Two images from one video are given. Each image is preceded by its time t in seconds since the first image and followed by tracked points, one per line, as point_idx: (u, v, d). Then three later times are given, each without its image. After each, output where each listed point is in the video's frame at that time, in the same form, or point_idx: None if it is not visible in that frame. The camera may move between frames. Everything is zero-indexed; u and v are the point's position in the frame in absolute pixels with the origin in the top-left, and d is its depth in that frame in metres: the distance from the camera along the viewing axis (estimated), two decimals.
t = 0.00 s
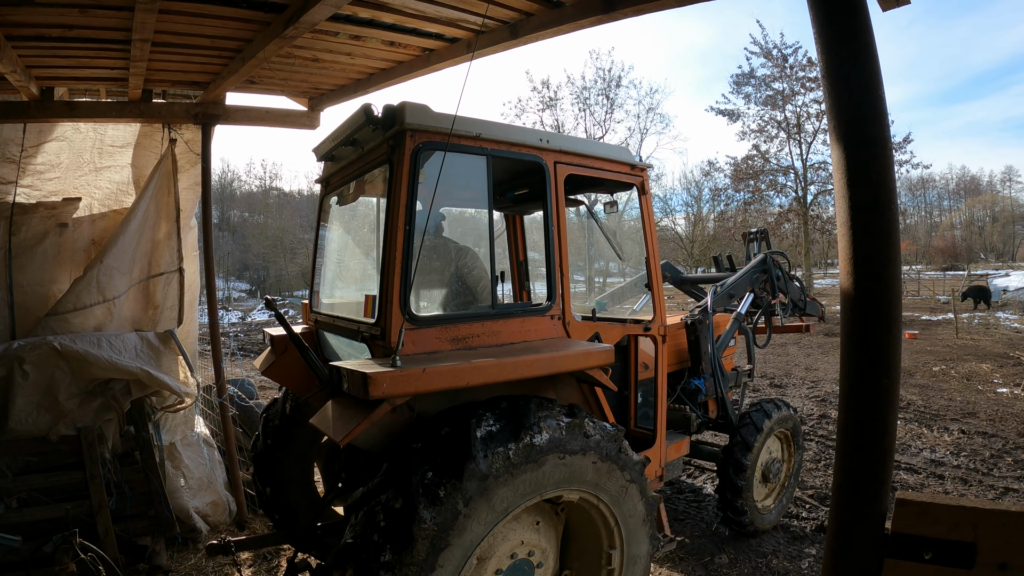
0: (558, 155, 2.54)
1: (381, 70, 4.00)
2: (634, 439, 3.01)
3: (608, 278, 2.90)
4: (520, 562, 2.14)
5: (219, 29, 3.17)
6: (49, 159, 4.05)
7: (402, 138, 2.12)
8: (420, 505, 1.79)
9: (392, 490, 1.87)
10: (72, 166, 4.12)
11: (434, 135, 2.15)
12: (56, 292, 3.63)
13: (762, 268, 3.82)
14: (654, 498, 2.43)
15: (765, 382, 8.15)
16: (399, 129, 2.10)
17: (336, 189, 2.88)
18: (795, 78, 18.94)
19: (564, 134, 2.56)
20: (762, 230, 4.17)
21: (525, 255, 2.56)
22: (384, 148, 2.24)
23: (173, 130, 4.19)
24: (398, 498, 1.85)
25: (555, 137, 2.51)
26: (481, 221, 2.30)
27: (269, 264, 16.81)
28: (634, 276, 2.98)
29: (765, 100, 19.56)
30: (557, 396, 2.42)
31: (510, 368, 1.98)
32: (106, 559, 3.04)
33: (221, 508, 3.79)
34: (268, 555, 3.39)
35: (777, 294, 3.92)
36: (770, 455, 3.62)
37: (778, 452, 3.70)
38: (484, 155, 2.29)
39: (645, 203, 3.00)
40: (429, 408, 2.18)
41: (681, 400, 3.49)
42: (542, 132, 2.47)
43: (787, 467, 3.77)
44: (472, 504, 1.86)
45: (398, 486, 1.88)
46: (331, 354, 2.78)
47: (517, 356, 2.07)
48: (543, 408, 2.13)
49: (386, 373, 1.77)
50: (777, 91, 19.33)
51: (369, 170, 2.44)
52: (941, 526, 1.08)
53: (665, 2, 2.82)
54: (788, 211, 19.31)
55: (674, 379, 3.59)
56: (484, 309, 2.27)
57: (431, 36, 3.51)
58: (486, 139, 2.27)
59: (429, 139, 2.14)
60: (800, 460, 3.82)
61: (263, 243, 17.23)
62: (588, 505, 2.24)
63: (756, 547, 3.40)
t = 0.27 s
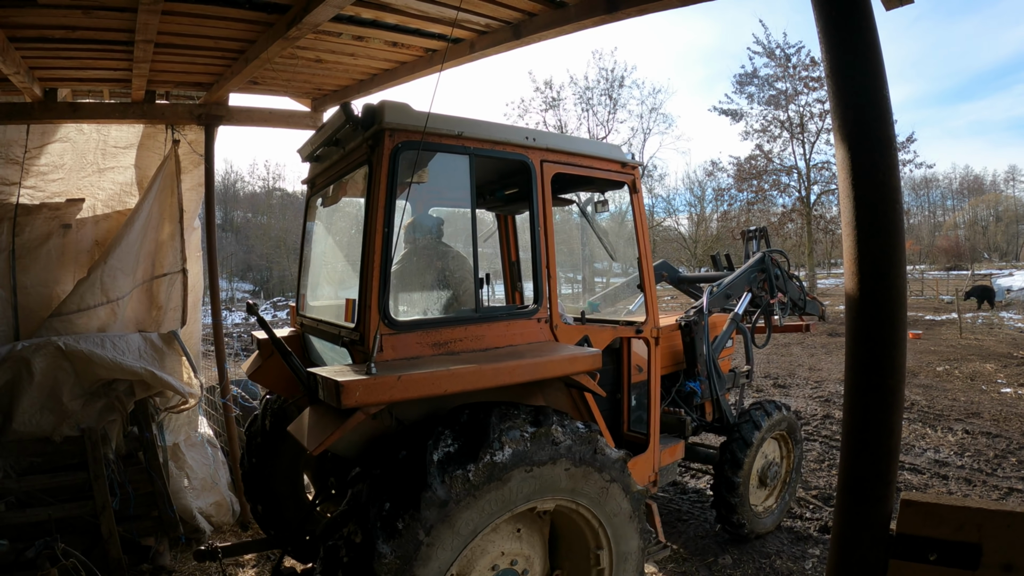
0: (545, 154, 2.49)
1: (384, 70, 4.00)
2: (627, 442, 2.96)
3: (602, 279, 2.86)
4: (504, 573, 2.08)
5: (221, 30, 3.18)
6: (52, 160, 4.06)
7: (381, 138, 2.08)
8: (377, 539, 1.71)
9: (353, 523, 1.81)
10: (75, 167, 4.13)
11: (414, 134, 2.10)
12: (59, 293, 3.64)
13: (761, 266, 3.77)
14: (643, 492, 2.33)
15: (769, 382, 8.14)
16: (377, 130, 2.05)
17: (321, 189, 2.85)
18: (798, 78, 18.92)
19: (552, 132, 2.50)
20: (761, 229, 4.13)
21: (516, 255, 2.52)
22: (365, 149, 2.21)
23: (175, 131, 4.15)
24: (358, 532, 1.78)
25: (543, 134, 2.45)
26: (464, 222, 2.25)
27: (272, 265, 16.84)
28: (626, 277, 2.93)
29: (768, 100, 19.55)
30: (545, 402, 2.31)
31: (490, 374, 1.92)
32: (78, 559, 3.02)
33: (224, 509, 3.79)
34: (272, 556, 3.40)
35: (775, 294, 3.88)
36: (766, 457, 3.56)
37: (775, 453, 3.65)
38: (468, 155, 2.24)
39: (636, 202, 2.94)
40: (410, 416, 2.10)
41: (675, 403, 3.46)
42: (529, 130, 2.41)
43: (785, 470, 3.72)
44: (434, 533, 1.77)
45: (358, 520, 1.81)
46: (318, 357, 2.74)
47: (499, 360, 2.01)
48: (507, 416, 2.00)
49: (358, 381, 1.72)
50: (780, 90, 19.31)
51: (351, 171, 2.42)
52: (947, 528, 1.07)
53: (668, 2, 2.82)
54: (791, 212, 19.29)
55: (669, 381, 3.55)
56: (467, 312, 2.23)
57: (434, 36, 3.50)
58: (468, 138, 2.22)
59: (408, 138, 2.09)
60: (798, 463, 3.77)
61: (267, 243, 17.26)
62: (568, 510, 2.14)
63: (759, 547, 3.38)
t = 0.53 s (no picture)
0: (531, 152, 2.39)
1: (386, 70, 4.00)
2: (619, 446, 2.84)
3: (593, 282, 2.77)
4: None
5: (225, 31, 3.18)
6: (56, 161, 4.06)
7: (362, 138, 2.00)
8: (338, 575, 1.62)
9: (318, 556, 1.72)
10: (79, 168, 4.13)
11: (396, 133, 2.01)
12: (63, 293, 3.64)
13: (758, 267, 3.74)
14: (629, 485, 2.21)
15: (773, 382, 8.13)
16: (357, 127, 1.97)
17: (308, 192, 2.79)
18: (801, 78, 18.90)
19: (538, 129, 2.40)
20: (757, 228, 4.03)
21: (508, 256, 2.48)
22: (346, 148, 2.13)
23: (179, 132, 4.22)
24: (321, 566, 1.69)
25: (529, 133, 2.36)
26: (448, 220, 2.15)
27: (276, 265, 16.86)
28: (619, 280, 2.82)
29: (771, 99, 19.53)
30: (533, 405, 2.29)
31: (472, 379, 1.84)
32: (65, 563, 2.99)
33: (227, 509, 3.79)
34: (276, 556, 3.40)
35: (772, 294, 3.84)
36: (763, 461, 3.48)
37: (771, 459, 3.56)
38: (451, 154, 2.14)
39: (627, 200, 2.80)
40: (392, 418, 2.05)
41: (669, 406, 3.38)
42: (515, 128, 2.33)
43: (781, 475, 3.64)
44: (400, 561, 1.67)
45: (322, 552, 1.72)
46: (305, 360, 2.70)
47: (481, 365, 1.92)
48: (468, 426, 1.89)
49: (334, 387, 1.65)
50: (783, 90, 19.29)
51: (334, 172, 2.35)
52: (951, 528, 1.07)
53: (672, 2, 2.81)
54: (795, 212, 19.27)
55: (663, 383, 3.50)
56: (451, 315, 2.13)
57: (437, 37, 3.50)
58: (451, 137, 2.12)
59: (391, 138, 2.01)
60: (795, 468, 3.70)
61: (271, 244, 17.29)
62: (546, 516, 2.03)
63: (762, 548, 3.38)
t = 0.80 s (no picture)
0: (521, 151, 2.34)
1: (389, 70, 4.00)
2: (613, 450, 2.80)
3: (587, 282, 2.72)
4: None
5: (228, 31, 3.19)
6: (59, 162, 4.04)
7: (346, 136, 1.95)
8: None
9: None
10: (82, 168, 4.11)
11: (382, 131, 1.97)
12: (66, 294, 3.65)
13: (755, 267, 3.68)
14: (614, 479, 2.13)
15: (776, 383, 8.12)
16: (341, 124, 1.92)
17: (297, 191, 2.74)
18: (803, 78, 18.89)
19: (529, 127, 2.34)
20: (754, 227, 3.96)
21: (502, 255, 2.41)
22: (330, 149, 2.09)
23: (182, 132, 4.25)
24: None
25: (518, 131, 2.31)
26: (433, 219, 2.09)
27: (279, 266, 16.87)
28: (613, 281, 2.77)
29: (773, 99, 19.53)
30: (524, 410, 2.21)
31: (456, 380, 1.78)
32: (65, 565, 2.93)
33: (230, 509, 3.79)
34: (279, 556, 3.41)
35: (770, 295, 3.76)
36: (758, 462, 3.44)
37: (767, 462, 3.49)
38: (438, 152, 2.09)
39: (620, 199, 2.75)
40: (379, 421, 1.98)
41: (664, 408, 3.35)
42: (504, 126, 2.28)
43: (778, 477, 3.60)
44: None
45: None
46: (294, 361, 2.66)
47: (466, 367, 1.86)
48: (432, 438, 1.78)
49: (312, 389, 1.60)
50: (785, 90, 19.27)
51: (321, 170, 2.30)
52: (958, 528, 1.07)
53: (675, 2, 2.81)
54: (798, 212, 19.25)
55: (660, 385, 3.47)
56: (437, 316, 2.08)
57: (440, 37, 3.50)
58: (438, 135, 2.08)
59: (376, 136, 1.96)
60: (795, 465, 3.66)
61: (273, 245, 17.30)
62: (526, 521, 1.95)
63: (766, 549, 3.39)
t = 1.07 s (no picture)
0: (511, 149, 2.26)
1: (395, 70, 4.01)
2: (607, 454, 2.75)
3: (580, 284, 2.66)
4: None
5: (233, 32, 3.20)
6: (65, 162, 4.05)
7: (329, 134, 1.89)
8: None
9: None
10: (88, 169, 4.12)
11: (366, 129, 1.91)
12: (72, 294, 3.65)
13: (754, 268, 3.64)
14: (595, 475, 2.05)
15: (782, 383, 8.11)
16: (324, 122, 1.87)
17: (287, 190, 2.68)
18: (809, 78, 18.85)
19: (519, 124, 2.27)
20: (755, 228, 3.91)
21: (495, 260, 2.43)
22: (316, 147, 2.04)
23: (187, 133, 4.28)
24: None
25: (509, 129, 2.23)
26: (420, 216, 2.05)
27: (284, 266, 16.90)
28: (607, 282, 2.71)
29: (779, 100, 19.50)
30: (513, 414, 2.14)
31: (439, 385, 1.72)
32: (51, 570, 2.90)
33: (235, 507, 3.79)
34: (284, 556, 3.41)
35: (769, 296, 3.72)
36: (756, 467, 3.38)
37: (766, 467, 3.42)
38: (425, 150, 2.02)
39: (615, 199, 2.68)
40: (365, 426, 1.90)
41: (661, 412, 3.31)
42: (494, 124, 2.20)
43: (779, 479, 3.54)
44: None
45: None
46: (284, 364, 2.61)
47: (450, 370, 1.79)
48: (392, 453, 1.72)
49: (288, 392, 1.56)
50: (791, 90, 19.23)
51: (308, 169, 2.24)
52: (966, 528, 1.07)
53: (680, 1, 2.81)
54: (803, 212, 19.20)
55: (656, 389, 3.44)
56: (423, 318, 2.01)
57: (446, 37, 3.51)
58: (424, 133, 2.01)
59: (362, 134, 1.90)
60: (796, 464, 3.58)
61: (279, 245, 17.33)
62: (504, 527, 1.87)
63: (772, 550, 3.38)
